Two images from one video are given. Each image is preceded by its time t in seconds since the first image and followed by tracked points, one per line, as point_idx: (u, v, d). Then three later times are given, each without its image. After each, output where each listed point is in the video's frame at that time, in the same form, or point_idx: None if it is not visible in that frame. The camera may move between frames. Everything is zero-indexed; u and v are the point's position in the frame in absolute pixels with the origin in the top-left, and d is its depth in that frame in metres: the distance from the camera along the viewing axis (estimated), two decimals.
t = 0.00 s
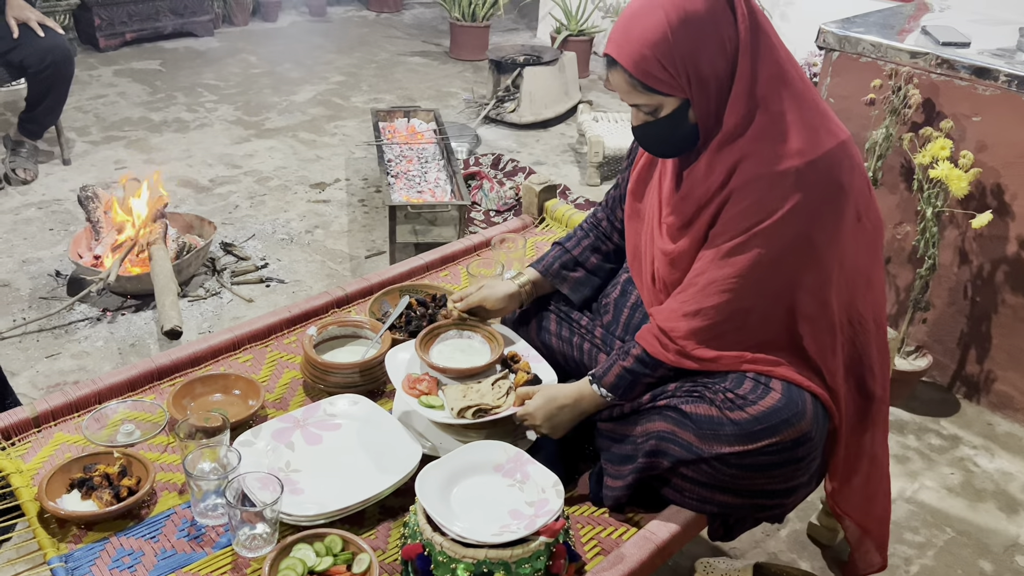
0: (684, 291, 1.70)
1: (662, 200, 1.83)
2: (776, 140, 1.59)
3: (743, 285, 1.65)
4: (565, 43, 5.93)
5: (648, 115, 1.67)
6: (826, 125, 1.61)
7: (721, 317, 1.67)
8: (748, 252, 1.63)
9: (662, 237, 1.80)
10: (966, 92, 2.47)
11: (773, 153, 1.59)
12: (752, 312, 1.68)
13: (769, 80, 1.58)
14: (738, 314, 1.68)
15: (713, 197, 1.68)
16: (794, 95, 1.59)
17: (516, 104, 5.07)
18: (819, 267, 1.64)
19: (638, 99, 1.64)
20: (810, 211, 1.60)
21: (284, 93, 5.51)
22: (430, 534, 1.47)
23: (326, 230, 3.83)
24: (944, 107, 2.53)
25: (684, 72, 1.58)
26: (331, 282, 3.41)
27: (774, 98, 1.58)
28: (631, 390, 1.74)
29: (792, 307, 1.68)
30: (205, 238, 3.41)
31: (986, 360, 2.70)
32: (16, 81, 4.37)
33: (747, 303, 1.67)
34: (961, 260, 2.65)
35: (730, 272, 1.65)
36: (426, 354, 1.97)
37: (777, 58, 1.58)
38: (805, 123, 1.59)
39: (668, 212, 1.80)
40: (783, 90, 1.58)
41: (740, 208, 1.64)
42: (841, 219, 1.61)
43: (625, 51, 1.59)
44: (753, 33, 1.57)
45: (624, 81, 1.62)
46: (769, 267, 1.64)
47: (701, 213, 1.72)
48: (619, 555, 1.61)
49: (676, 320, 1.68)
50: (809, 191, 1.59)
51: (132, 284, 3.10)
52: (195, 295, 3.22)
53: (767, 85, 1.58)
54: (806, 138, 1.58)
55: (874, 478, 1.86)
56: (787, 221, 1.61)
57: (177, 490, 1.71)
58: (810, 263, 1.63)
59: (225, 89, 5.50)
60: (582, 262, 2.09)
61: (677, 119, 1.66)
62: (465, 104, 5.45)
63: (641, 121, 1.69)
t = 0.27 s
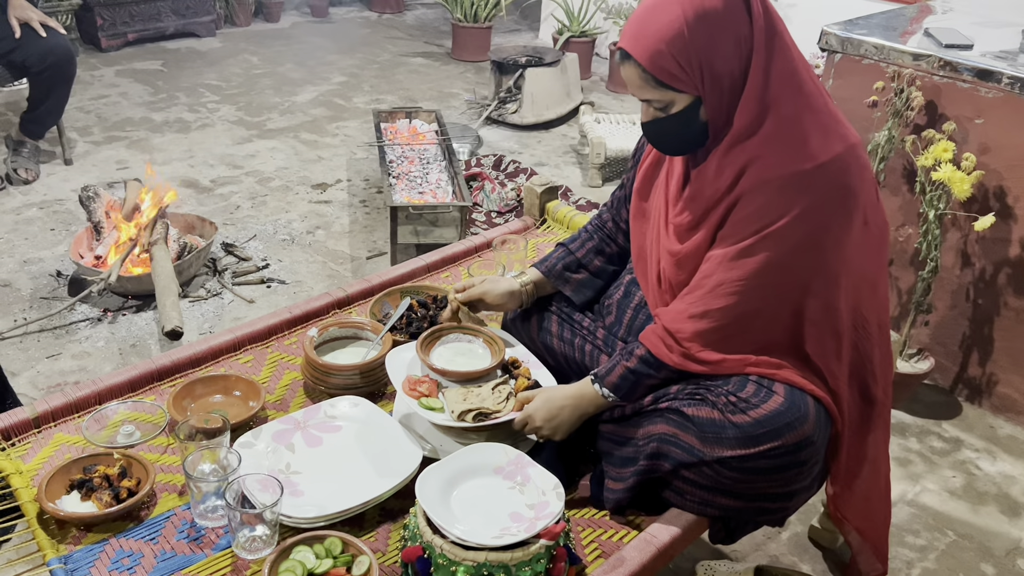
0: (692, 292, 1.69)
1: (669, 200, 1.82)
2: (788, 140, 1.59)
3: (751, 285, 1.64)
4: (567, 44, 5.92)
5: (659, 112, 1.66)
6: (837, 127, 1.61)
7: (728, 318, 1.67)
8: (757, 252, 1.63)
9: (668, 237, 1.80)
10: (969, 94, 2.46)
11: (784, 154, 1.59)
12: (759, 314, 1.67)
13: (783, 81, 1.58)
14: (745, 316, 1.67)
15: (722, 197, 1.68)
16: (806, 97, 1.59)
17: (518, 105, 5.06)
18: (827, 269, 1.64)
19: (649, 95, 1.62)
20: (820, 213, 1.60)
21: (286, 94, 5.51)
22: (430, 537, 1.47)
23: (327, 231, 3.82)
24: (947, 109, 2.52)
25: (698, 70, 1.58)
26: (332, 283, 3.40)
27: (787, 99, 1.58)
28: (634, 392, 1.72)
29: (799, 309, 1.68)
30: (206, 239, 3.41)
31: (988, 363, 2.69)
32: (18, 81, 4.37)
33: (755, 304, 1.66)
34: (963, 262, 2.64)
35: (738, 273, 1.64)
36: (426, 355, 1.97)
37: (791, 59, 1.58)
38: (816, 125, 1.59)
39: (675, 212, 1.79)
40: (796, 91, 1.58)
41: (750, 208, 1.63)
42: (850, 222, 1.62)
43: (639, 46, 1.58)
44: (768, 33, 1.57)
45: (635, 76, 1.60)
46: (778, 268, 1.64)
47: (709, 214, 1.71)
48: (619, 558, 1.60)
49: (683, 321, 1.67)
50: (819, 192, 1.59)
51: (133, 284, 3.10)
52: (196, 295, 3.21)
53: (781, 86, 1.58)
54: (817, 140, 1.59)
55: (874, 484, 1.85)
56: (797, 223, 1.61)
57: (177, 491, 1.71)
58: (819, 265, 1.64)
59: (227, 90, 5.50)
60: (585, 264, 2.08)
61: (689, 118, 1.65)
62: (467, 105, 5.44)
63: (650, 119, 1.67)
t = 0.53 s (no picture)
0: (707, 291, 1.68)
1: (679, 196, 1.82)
2: (805, 137, 1.59)
3: (765, 283, 1.63)
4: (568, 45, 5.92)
5: (672, 104, 1.65)
6: (852, 127, 1.62)
7: (740, 316, 1.66)
8: (771, 249, 1.62)
9: (678, 233, 1.79)
10: (970, 96, 2.45)
11: (801, 151, 1.59)
12: (773, 312, 1.66)
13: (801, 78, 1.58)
14: (758, 314, 1.66)
15: (736, 194, 1.67)
16: (823, 95, 1.59)
17: (519, 106, 5.06)
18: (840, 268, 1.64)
19: (664, 87, 1.61)
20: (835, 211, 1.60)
21: (286, 94, 5.51)
22: (429, 539, 1.46)
23: (327, 231, 3.82)
24: (948, 111, 2.51)
25: (717, 63, 1.57)
26: (332, 284, 3.39)
27: (804, 96, 1.58)
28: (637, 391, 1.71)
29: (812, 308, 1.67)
30: (206, 239, 3.40)
31: (989, 365, 2.69)
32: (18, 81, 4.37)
33: (769, 302, 1.65)
34: (964, 264, 2.64)
35: (751, 269, 1.64)
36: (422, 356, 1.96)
37: (809, 57, 1.59)
38: (833, 123, 1.59)
39: (686, 208, 1.78)
40: (814, 89, 1.58)
41: (765, 205, 1.63)
42: (864, 222, 1.62)
43: (659, 37, 1.57)
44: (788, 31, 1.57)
45: (651, 67, 1.60)
46: (792, 265, 1.63)
47: (722, 211, 1.71)
48: (618, 561, 1.60)
49: (702, 320, 1.66)
50: (835, 190, 1.59)
51: (132, 284, 3.10)
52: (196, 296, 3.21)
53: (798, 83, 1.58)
54: (833, 138, 1.59)
55: (877, 491, 1.84)
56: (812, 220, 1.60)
57: (175, 493, 1.70)
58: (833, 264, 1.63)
59: (228, 90, 5.50)
60: (585, 267, 2.08)
61: (703, 112, 1.65)
62: (467, 106, 5.44)
63: (663, 111, 1.67)
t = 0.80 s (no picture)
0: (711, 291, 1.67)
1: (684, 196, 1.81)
2: (813, 137, 1.58)
3: (771, 283, 1.63)
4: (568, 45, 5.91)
5: (678, 101, 1.64)
6: (860, 128, 1.62)
7: (745, 316, 1.65)
8: (778, 249, 1.62)
9: (683, 232, 1.78)
10: (971, 97, 2.45)
11: (810, 150, 1.58)
12: (778, 313, 1.66)
13: (809, 78, 1.58)
14: (762, 315, 1.66)
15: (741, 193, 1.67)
16: (831, 95, 1.59)
17: (519, 106, 5.05)
18: (847, 269, 1.63)
19: (672, 82, 1.61)
20: (843, 211, 1.59)
21: (286, 94, 5.51)
22: (426, 541, 1.46)
23: (327, 232, 3.81)
24: (948, 112, 2.51)
25: (726, 61, 1.57)
26: (331, 284, 3.39)
27: (813, 96, 1.58)
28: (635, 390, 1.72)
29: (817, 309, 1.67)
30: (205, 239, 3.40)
31: (989, 367, 2.68)
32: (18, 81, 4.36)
33: (775, 303, 1.64)
34: (964, 266, 2.63)
35: (757, 269, 1.63)
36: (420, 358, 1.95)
37: (817, 58, 1.59)
38: (841, 123, 1.59)
39: (691, 208, 1.78)
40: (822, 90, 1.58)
41: (771, 204, 1.62)
42: (870, 223, 1.61)
43: (669, 32, 1.57)
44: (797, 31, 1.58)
45: (660, 62, 1.59)
46: (798, 266, 1.62)
47: (728, 210, 1.70)
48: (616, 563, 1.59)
49: (706, 321, 1.66)
50: (843, 190, 1.58)
51: (131, 285, 3.10)
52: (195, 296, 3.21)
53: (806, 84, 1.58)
54: (841, 138, 1.59)
55: (877, 493, 1.84)
56: (819, 220, 1.60)
57: (171, 494, 1.70)
58: (839, 265, 1.62)
59: (227, 90, 5.49)
60: (586, 267, 2.08)
61: (710, 110, 1.64)
62: (467, 106, 5.43)
63: (669, 108, 1.66)
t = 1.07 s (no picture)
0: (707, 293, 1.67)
1: (678, 198, 1.81)
2: (808, 138, 1.58)
3: (766, 284, 1.63)
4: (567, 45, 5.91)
5: (672, 105, 1.64)
6: (854, 130, 1.62)
7: (740, 317, 1.65)
8: (772, 251, 1.61)
9: (677, 235, 1.78)
10: (969, 98, 2.45)
11: (804, 151, 1.58)
12: (773, 314, 1.65)
13: (802, 80, 1.58)
14: (759, 317, 1.65)
15: (736, 196, 1.67)
16: (825, 97, 1.59)
17: (518, 106, 5.05)
18: (843, 270, 1.63)
19: (665, 87, 1.60)
20: (839, 212, 1.59)
21: (285, 94, 5.50)
22: (421, 543, 1.46)
23: (325, 232, 3.81)
24: (947, 113, 2.51)
25: (720, 63, 1.57)
26: (329, 284, 3.39)
27: (807, 98, 1.58)
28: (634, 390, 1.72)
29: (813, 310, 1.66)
30: (203, 239, 3.40)
31: (988, 368, 2.68)
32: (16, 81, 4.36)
33: (771, 305, 1.64)
34: (963, 267, 2.63)
35: (752, 270, 1.63)
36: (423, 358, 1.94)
37: (811, 60, 1.59)
38: (836, 125, 1.59)
39: (685, 210, 1.78)
40: (815, 92, 1.58)
41: (767, 207, 1.62)
42: (866, 224, 1.61)
43: (663, 36, 1.56)
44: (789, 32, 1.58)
45: (653, 66, 1.59)
46: (794, 268, 1.62)
47: (722, 212, 1.70)
48: (612, 565, 1.59)
49: (703, 320, 1.66)
50: (838, 191, 1.58)
51: (129, 284, 3.10)
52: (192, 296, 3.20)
53: (799, 86, 1.58)
54: (836, 139, 1.59)
55: (875, 493, 1.84)
56: (814, 222, 1.59)
57: (167, 494, 1.70)
58: (835, 266, 1.62)
59: (226, 90, 5.49)
60: (600, 267, 2.07)
61: (705, 113, 1.63)
62: (466, 107, 5.43)
63: (663, 112, 1.66)
